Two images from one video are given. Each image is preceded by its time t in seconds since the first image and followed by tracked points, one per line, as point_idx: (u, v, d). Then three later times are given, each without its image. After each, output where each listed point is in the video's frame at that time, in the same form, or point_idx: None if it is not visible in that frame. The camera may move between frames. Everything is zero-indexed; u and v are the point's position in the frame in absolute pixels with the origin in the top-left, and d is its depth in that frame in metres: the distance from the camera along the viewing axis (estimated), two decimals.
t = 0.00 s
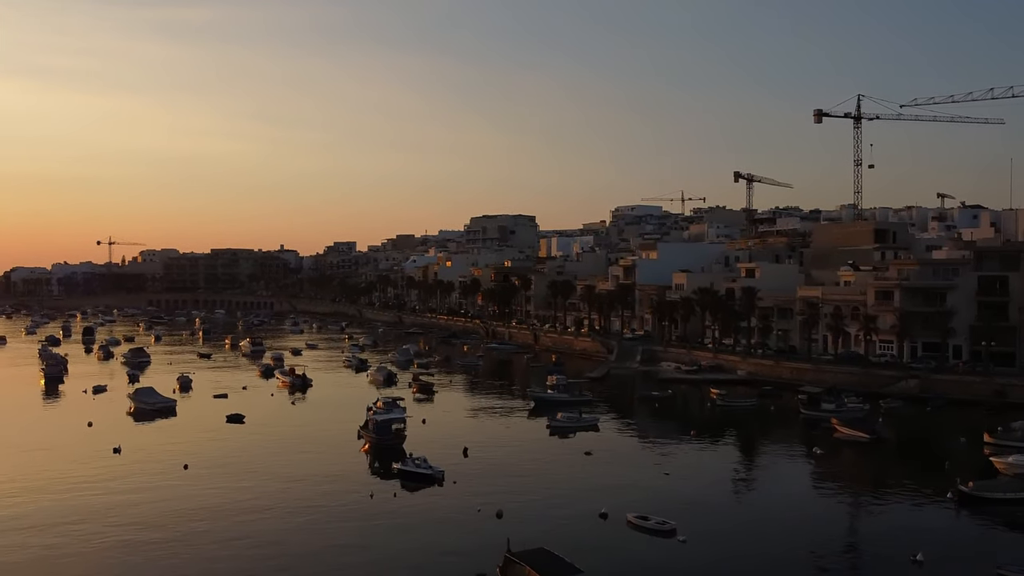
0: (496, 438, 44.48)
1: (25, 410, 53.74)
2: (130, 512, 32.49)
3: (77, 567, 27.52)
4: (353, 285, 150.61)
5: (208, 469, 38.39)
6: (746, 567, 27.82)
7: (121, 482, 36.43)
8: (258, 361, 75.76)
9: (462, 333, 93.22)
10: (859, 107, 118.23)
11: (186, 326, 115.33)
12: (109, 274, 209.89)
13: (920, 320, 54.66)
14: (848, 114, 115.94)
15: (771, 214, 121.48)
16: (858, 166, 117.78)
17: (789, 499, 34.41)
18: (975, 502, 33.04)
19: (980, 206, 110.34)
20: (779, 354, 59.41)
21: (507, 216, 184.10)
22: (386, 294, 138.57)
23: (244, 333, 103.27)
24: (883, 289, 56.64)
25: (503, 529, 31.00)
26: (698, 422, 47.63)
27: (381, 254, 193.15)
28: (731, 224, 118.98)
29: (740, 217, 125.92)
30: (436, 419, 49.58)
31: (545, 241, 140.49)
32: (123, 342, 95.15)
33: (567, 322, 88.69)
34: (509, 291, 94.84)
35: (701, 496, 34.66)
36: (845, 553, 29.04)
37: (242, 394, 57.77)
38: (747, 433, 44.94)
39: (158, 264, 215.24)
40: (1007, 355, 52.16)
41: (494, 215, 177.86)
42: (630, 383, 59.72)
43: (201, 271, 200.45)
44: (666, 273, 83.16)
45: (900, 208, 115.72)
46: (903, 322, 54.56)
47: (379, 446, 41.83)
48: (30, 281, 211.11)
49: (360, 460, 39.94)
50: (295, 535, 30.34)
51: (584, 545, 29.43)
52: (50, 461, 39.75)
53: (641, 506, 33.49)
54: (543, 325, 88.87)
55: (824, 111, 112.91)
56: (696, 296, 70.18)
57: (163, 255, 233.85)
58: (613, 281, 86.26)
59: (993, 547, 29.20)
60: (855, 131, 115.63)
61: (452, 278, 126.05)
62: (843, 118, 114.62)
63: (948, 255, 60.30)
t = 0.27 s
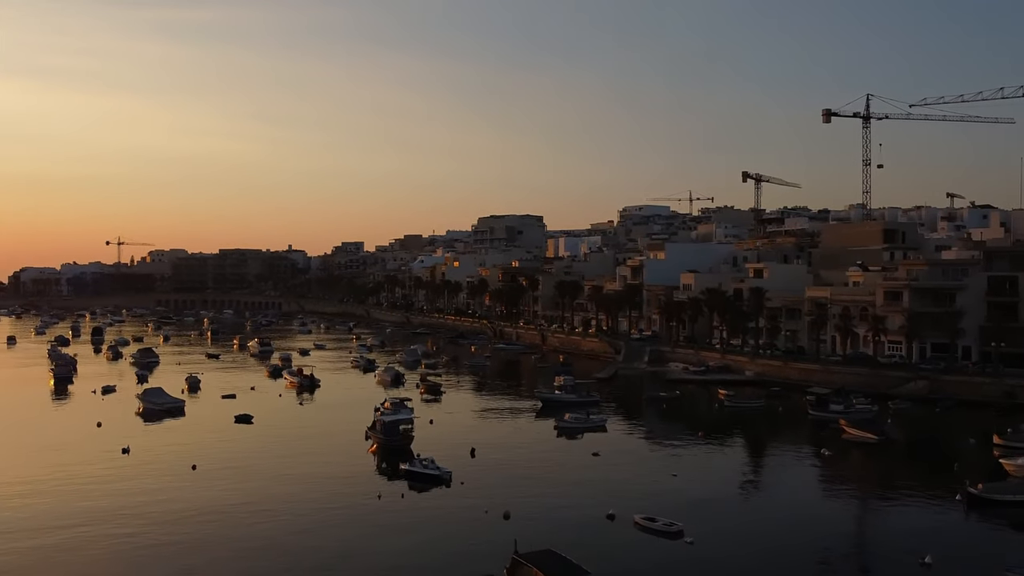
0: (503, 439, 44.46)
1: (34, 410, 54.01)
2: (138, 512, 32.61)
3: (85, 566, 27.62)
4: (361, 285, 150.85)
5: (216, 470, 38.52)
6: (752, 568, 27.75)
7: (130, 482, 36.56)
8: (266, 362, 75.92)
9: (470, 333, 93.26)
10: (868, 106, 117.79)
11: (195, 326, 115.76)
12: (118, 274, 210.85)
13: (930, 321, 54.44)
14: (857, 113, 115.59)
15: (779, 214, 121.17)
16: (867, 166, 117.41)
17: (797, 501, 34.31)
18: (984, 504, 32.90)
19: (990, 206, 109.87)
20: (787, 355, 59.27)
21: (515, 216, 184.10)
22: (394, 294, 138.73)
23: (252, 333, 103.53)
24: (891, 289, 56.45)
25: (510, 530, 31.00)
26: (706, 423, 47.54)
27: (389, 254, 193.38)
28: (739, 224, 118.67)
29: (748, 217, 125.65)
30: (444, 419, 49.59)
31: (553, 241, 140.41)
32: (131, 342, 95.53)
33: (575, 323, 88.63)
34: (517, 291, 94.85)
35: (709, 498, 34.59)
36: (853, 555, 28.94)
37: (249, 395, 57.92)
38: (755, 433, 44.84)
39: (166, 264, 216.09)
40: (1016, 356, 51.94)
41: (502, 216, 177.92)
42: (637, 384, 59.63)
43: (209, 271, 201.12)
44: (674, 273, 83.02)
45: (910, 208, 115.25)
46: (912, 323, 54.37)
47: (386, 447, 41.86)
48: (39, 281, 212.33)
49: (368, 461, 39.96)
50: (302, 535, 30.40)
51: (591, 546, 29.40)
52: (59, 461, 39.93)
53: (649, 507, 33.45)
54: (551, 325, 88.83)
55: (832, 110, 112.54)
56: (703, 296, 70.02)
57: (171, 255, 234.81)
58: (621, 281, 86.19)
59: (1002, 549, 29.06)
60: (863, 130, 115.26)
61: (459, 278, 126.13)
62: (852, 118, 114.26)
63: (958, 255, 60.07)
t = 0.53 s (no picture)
0: (511, 439, 44.45)
1: (44, 410, 54.28)
2: (147, 512, 32.72)
3: (95, 566, 27.71)
4: (369, 285, 151.08)
5: (225, 470, 38.63)
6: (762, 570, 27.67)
7: (139, 482, 36.70)
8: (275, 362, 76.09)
9: (478, 333, 93.31)
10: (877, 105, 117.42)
11: (204, 326, 116.16)
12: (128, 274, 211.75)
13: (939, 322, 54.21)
14: (866, 113, 115.21)
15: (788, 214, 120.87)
16: (876, 166, 117.00)
17: (806, 502, 34.21)
18: (994, 506, 32.76)
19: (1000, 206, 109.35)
20: (796, 355, 59.08)
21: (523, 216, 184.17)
22: (402, 294, 138.90)
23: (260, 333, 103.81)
24: (901, 290, 56.26)
25: (519, 531, 30.99)
26: (714, 424, 47.47)
27: (397, 254, 193.62)
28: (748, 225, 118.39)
29: (757, 217, 125.34)
30: (451, 420, 49.65)
31: (561, 241, 140.33)
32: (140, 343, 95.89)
33: (583, 323, 88.58)
34: (525, 291, 94.86)
35: (717, 499, 34.51)
36: (862, 557, 28.84)
37: (258, 395, 58.07)
38: (764, 434, 44.74)
39: (175, 265, 216.92)
40: None
41: (510, 216, 177.98)
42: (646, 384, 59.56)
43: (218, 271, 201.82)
44: (682, 274, 82.88)
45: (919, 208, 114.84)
46: (921, 324, 54.16)
47: (394, 448, 41.91)
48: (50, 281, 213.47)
49: (376, 461, 40.04)
50: (311, 536, 30.45)
51: (599, 547, 29.37)
52: (69, 461, 40.09)
53: (657, 508, 33.40)
54: (559, 326, 88.81)
55: (842, 110, 112.24)
56: (711, 297, 69.87)
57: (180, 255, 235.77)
58: (629, 281, 86.13)
59: (1013, 551, 28.91)
60: (873, 130, 114.87)
61: (467, 278, 126.20)
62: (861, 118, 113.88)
63: (968, 255, 59.84)
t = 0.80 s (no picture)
0: (525, 440, 44.43)
1: (63, 410, 54.74)
2: (164, 511, 32.93)
3: (112, 566, 27.87)
4: (384, 285, 151.44)
5: (240, 470, 38.82)
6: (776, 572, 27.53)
7: (155, 482, 36.93)
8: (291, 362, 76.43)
9: (493, 333, 93.32)
10: (895, 103, 116.55)
11: (221, 326, 116.77)
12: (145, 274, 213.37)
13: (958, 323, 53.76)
14: (884, 112, 114.41)
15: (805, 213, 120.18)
16: (893, 165, 116.14)
17: (822, 504, 34.01)
18: (1013, 509, 32.45)
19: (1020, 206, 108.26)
20: (812, 356, 58.74)
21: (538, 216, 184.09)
22: (417, 295, 139.16)
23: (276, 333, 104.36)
24: (918, 291, 55.83)
25: (533, 533, 30.96)
26: (730, 425, 47.27)
27: (412, 254, 193.99)
28: (764, 225, 117.82)
29: (773, 217, 124.68)
30: (466, 420, 49.68)
31: (576, 241, 140.15)
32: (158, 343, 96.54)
33: (598, 323, 88.41)
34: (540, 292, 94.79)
35: (733, 501, 34.36)
36: (878, 560, 28.63)
37: (274, 395, 58.34)
38: (780, 436, 44.52)
39: (192, 265, 218.34)
40: None
41: (525, 216, 177.98)
42: (661, 385, 59.37)
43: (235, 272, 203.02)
44: (697, 274, 82.59)
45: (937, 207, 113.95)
46: (939, 325, 53.71)
47: (409, 448, 41.97)
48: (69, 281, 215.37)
49: (391, 462, 40.14)
50: (325, 536, 30.55)
51: (614, 549, 29.33)
52: (87, 461, 40.37)
53: (673, 510, 33.29)
54: (574, 326, 88.69)
55: (858, 109, 111.50)
56: (727, 297, 69.55)
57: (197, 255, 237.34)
58: (644, 282, 85.94)
59: None
60: (890, 129, 114.03)
61: (482, 278, 126.26)
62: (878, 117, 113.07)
63: (987, 256, 59.31)
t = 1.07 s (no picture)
0: (547, 441, 44.37)
1: (88, 409, 55.27)
2: (186, 511, 33.15)
3: (135, 566, 28.04)
4: (405, 286, 151.86)
5: (262, 470, 39.01)
6: None
7: (178, 481, 37.22)
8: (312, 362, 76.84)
9: (514, 334, 93.25)
10: (920, 102, 115.41)
11: (243, 327, 117.41)
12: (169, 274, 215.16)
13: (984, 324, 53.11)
14: (908, 111, 113.26)
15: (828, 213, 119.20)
16: (918, 164, 114.93)
17: (846, 507, 33.67)
18: None
19: None
20: (836, 358, 58.28)
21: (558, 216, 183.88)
22: (438, 295, 139.36)
23: (299, 333, 104.84)
24: (944, 291, 55.19)
25: (554, 535, 30.87)
26: (753, 426, 46.97)
27: (433, 254, 194.39)
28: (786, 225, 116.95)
29: (796, 216, 123.72)
30: (487, 421, 49.66)
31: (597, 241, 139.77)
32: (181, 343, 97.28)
33: (619, 324, 88.11)
34: (560, 292, 94.65)
35: (755, 504, 34.08)
36: (903, 564, 28.29)
37: (296, 396, 58.63)
38: (803, 438, 44.17)
39: (215, 265, 219.99)
40: None
41: (546, 217, 177.93)
42: (683, 386, 59.09)
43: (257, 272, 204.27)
44: (719, 274, 82.12)
45: (963, 207, 112.65)
46: (965, 326, 53.07)
47: (430, 449, 42.05)
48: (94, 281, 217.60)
49: (412, 463, 40.18)
50: (347, 537, 30.64)
51: (635, 552, 29.19)
52: (111, 460, 40.74)
53: (695, 512, 33.11)
54: (594, 327, 88.45)
55: (883, 108, 110.42)
56: (749, 298, 69.10)
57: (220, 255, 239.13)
58: (665, 282, 85.61)
59: None
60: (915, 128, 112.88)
61: (503, 279, 126.22)
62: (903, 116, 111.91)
63: (1014, 256, 58.56)
